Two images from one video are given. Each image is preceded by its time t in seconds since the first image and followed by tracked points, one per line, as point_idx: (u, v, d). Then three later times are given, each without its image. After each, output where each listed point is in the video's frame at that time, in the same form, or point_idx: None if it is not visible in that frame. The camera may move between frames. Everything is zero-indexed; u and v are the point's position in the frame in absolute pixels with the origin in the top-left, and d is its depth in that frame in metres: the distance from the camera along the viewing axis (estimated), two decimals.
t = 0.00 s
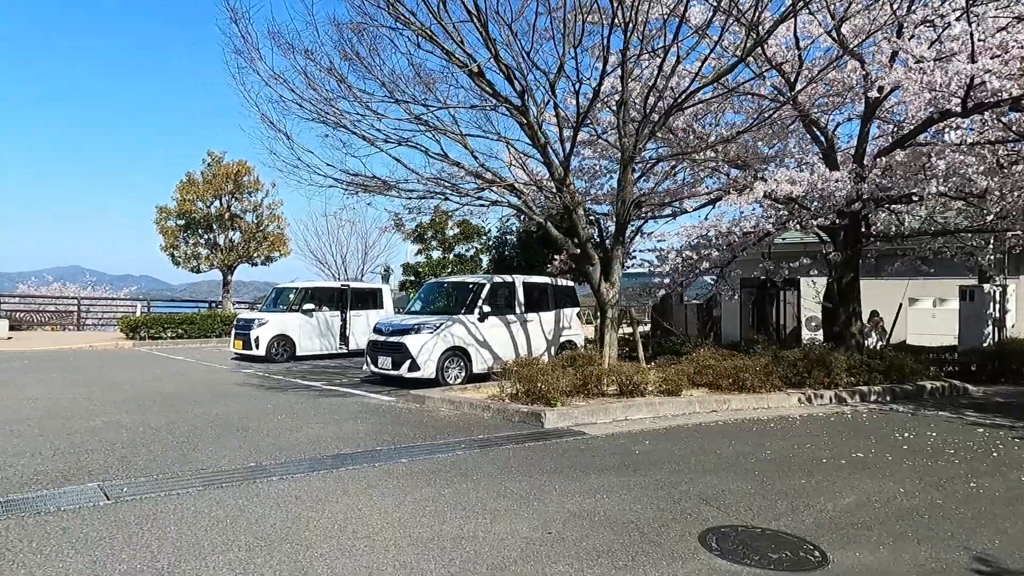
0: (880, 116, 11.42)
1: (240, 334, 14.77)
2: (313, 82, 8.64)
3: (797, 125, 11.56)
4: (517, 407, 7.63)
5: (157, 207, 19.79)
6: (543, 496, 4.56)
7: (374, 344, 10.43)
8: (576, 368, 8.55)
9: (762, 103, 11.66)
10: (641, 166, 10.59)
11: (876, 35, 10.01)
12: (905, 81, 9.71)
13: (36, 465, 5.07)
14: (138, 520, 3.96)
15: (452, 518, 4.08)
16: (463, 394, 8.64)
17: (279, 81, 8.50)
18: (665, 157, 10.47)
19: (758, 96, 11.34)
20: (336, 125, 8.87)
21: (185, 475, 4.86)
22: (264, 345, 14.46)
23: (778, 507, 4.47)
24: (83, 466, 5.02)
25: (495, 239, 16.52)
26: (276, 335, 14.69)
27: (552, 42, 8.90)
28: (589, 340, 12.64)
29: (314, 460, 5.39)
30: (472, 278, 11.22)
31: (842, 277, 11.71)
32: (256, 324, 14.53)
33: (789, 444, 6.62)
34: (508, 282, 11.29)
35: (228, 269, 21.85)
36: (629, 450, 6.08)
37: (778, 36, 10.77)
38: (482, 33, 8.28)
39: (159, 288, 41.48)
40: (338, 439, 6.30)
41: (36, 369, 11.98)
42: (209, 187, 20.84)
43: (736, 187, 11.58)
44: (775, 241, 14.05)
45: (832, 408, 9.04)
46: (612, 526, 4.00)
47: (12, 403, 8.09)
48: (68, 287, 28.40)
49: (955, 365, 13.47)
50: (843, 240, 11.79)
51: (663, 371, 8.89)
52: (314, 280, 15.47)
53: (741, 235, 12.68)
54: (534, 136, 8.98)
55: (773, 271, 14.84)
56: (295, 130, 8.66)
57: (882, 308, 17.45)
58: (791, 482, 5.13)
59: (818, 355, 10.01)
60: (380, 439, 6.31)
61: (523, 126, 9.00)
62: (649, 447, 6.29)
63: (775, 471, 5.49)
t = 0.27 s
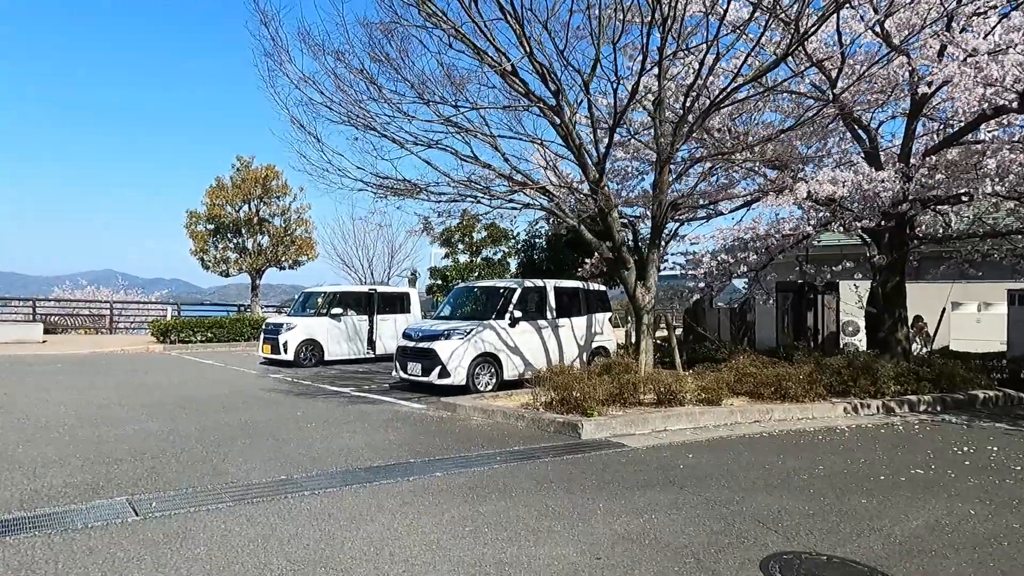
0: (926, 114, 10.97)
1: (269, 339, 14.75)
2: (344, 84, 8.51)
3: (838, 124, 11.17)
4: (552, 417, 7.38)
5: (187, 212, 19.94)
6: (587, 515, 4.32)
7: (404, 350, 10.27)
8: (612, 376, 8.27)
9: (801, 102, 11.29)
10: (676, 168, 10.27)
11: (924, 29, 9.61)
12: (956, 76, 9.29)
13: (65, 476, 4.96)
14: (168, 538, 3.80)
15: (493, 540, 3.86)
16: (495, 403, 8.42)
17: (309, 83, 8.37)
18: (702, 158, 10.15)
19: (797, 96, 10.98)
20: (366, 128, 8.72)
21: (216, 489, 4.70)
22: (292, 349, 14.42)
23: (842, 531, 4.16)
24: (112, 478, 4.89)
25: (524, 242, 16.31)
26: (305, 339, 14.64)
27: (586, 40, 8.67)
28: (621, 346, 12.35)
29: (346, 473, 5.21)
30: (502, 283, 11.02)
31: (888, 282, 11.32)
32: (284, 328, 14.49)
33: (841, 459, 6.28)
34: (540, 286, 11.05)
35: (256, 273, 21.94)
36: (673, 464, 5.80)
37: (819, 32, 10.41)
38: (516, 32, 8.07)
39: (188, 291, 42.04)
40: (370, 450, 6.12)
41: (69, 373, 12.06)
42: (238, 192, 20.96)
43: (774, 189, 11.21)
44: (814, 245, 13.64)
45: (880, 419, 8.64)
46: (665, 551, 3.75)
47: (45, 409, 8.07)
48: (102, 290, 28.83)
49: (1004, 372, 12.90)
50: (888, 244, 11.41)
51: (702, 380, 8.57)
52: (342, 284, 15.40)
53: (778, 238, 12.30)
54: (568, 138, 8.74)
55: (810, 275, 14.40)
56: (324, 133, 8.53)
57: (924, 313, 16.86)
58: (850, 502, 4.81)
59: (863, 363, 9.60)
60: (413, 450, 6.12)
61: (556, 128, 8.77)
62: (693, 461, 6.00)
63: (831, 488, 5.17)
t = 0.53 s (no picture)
0: (977, 110, 10.49)
1: (296, 343, 14.68)
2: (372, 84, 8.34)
3: (882, 121, 10.73)
4: (587, 426, 7.10)
5: (216, 215, 20.04)
6: (632, 537, 4.03)
7: (432, 355, 10.07)
8: (648, 383, 7.95)
9: (843, 99, 10.88)
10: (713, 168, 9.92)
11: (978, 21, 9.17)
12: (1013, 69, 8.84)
13: (89, 487, 4.82)
14: (190, 556, 3.61)
15: (535, 565, 3.59)
16: (527, 411, 8.16)
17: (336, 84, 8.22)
18: (739, 158, 9.79)
19: (839, 92, 10.57)
20: (394, 128, 8.54)
21: (241, 502, 4.52)
22: (319, 354, 14.33)
23: (912, 558, 3.82)
24: (136, 489, 4.74)
25: (552, 245, 16.04)
26: (332, 343, 14.55)
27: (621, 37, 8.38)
28: (654, 351, 12.01)
29: (375, 486, 5.00)
30: (532, 287, 10.76)
31: (936, 284, 10.94)
32: (312, 332, 14.42)
33: (898, 474, 5.90)
34: (571, 290, 10.78)
35: (284, 276, 21.98)
36: (718, 479, 5.48)
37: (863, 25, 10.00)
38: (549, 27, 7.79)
39: (216, 294, 42.50)
40: (399, 461, 5.91)
41: (100, 377, 12.10)
42: (266, 195, 21.02)
43: (815, 189, 10.80)
44: (855, 247, 13.16)
45: (932, 430, 8.20)
46: None
47: (73, 414, 8.02)
48: (133, 293, 29.23)
49: None
50: (935, 245, 11.02)
51: (742, 388, 8.20)
52: (369, 288, 15.29)
53: (818, 241, 11.87)
54: (601, 137, 8.46)
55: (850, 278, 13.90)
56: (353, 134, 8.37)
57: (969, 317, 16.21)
58: (915, 524, 4.46)
59: (912, 370, 9.14)
60: (444, 461, 5.88)
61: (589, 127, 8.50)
62: (738, 475, 5.68)
63: (892, 508, 4.82)
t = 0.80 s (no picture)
0: None
1: (321, 345, 14.56)
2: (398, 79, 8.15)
3: (928, 114, 10.27)
4: (621, 431, 6.80)
5: (242, 217, 20.09)
6: (677, 553, 3.74)
7: (458, 357, 9.83)
8: (685, 387, 7.62)
9: (886, 91, 10.43)
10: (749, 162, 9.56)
11: None
12: None
13: (108, 492, 4.66)
14: (208, 568, 3.41)
15: None
16: (557, 415, 7.88)
17: (362, 80, 8.04)
18: (776, 151, 9.42)
19: (881, 84, 10.14)
20: (421, 125, 8.34)
21: (262, 510, 4.31)
22: (344, 355, 14.19)
23: None
24: (155, 495, 4.56)
25: (580, 245, 15.74)
26: (357, 345, 14.41)
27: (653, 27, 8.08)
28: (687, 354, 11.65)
29: (402, 494, 4.76)
30: (561, 287, 10.48)
31: (985, 285, 10.41)
32: (337, 334, 14.29)
33: (959, 486, 5.50)
34: (601, 290, 10.47)
35: (309, 278, 21.97)
36: (764, 489, 5.15)
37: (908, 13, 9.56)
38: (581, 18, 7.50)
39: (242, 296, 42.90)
40: (426, 467, 5.66)
41: (127, 378, 12.09)
42: (292, 197, 21.03)
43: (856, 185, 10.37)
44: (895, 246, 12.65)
45: (988, 438, 7.73)
46: None
47: (98, 416, 7.94)
48: (162, 296, 29.53)
49: None
50: (984, 244, 10.49)
51: (783, 392, 7.83)
52: (394, 289, 15.13)
53: (858, 239, 11.41)
54: (634, 131, 8.18)
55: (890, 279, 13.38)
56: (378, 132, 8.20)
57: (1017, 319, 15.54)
58: (988, 543, 4.09)
59: (963, 374, 8.66)
60: (472, 467, 5.63)
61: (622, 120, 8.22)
62: (786, 485, 5.33)
63: (960, 524, 4.43)
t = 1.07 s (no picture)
0: None
1: (347, 347, 14.44)
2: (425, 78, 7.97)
3: (977, 108, 9.78)
4: (657, 441, 6.50)
5: (269, 220, 20.13)
6: None
7: (486, 362, 9.63)
8: (722, 395, 7.29)
9: (931, 85, 9.96)
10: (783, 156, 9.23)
11: None
12: None
13: (128, 504, 4.51)
14: None
15: None
16: (588, 424, 7.60)
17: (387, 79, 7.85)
18: (817, 149, 9.05)
19: (926, 77, 9.68)
20: (448, 124, 8.15)
21: (285, 527, 4.12)
22: (370, 358, 14.06)
23: None
24: (177, 509, 4.41)
25: (608, 246, 15.42)
26: (382, 348, 14.27)
27: (689, 20, 7.78)
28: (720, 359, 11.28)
29: (429, 510, 4.53)
30: (591, 290, 10.20)
31: None
32: (362, 337, 14.17)
33: None
34: (632, 293, 10.17)
35: (335, 280, 21.95)
36: (813, 507, 4.83)
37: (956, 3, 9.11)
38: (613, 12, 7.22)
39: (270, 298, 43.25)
40: (454, 479, 5.44)
41: (154, 381, 12.08)
42: (317, 199, 21.03)
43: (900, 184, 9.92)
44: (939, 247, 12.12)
45: None
46: None
47: (124, 420, 7.86)
48: (191, 297, 29.82)
49: None
50: None
51: (826, 400, 7.45)
52: (420, 291, 14.97)
53: (901, 240, 10.94)
54: (669, 128, 7.89)
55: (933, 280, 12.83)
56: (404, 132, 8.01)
57: None
58: None
59: (1017, 382, 8.16)
60: (502, 479, 5.39)
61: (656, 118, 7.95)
62: (836, 503, 5.00)
63: None
